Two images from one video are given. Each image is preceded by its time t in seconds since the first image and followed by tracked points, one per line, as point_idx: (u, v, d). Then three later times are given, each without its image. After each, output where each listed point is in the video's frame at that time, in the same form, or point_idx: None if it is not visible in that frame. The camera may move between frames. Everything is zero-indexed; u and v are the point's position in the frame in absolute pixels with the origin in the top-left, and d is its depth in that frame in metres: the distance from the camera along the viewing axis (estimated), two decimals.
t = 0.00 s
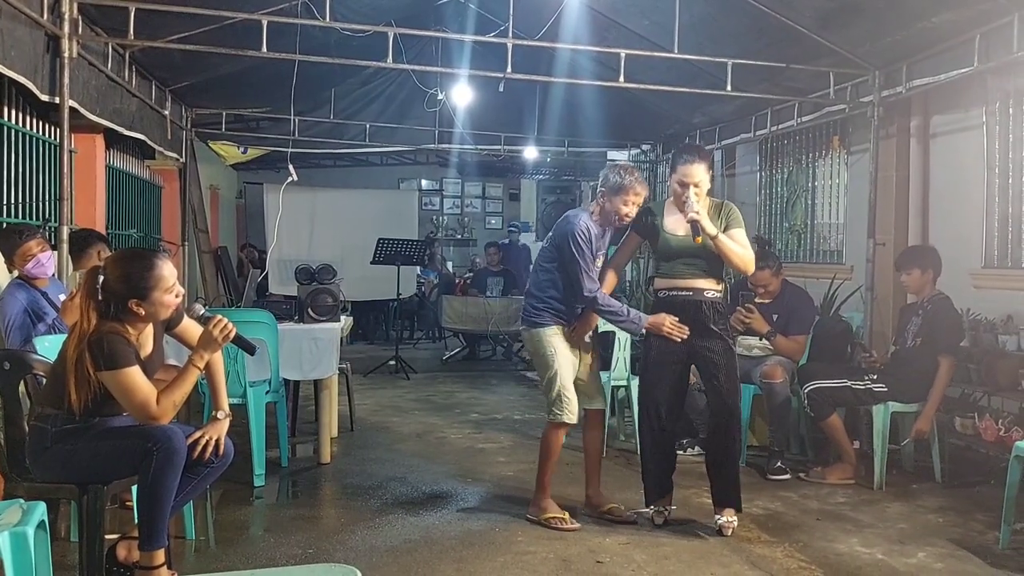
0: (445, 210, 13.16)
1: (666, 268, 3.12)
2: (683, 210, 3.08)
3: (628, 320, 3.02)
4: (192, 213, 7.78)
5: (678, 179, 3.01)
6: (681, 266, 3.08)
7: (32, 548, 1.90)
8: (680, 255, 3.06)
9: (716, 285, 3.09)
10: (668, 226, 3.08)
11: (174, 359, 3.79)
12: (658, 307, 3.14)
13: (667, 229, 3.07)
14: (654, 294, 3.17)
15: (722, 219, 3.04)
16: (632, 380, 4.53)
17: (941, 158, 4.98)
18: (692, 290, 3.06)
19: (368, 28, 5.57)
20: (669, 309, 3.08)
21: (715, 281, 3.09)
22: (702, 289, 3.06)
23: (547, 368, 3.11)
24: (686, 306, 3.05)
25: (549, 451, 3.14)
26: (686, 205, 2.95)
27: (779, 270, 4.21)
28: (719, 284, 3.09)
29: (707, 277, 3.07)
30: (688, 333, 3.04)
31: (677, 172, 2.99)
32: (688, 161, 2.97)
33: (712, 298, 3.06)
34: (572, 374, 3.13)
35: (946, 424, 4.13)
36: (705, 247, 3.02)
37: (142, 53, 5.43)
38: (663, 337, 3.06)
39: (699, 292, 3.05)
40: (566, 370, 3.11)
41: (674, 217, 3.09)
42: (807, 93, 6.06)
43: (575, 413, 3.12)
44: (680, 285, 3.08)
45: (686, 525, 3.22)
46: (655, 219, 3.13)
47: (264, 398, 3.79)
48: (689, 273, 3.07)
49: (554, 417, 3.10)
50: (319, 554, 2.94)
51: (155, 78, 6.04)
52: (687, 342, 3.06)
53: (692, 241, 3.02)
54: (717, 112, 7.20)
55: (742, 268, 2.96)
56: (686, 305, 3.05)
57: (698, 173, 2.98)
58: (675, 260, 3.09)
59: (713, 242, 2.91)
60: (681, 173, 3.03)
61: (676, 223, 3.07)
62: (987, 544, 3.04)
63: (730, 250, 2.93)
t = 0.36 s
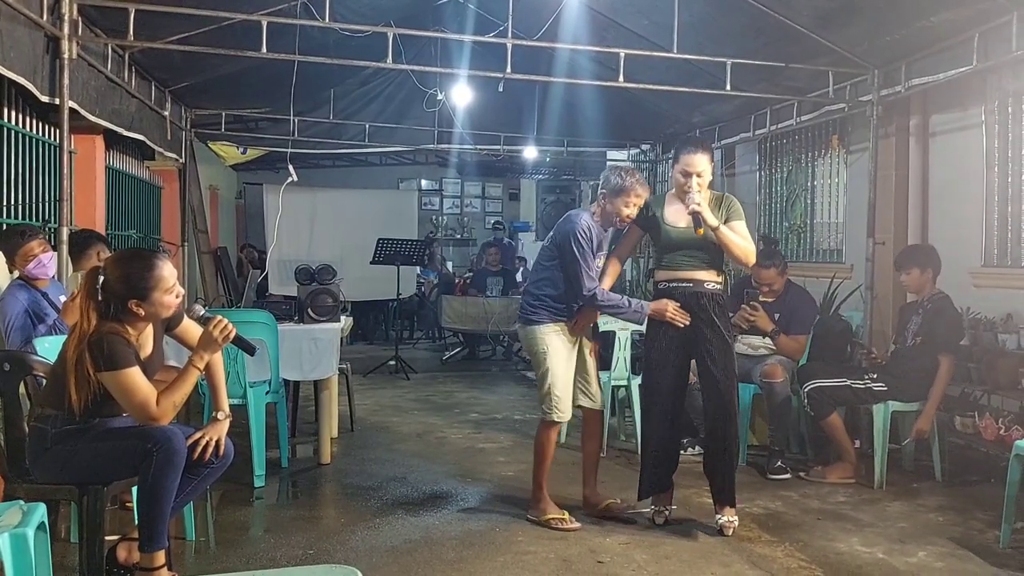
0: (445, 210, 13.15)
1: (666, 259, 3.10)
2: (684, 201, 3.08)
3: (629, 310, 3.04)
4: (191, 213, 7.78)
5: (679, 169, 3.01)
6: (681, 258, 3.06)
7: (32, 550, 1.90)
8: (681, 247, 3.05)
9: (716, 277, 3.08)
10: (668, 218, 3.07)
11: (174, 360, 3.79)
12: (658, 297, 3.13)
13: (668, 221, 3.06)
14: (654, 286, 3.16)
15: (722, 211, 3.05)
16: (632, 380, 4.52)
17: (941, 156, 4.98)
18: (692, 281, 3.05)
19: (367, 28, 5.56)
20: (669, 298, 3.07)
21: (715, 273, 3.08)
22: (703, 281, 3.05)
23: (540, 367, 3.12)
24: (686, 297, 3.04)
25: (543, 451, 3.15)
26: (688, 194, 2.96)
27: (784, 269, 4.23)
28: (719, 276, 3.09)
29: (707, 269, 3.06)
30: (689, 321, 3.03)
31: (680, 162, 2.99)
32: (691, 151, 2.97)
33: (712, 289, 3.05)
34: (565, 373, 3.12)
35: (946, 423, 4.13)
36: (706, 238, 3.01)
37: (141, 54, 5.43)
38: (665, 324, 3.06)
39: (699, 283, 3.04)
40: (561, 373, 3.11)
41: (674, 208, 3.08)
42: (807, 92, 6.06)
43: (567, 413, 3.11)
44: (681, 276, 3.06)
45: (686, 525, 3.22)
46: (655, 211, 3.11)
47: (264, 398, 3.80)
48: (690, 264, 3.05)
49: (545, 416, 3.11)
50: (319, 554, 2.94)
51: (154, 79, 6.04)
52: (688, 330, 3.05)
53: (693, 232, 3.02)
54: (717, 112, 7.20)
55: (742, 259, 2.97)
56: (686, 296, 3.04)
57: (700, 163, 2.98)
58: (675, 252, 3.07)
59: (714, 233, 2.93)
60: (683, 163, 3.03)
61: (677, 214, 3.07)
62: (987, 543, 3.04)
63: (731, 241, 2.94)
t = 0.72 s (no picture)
0: (445, 210, 13.16)
1: (666, 275, 3.11)
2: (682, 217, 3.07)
3: (628, 328, 3.03)
4: (192, 213, 7.79)
5: (678, 182, 3.01)
6: (681, 274, 3.07)
7: (34, 551, 1.90)
8: (680, 263, 3.05)
9: (716, 292, 3.10)
10: (667, 233, 3.06)
11: (175, 360, 3.80)
12: (658, 313, 3.13)
13: (667, 236, 3.05)
14: (654, 300, 3.17)
15: (720, 226, 3.05)
16: (632, 380, 4.52)
17: (942, 157, 4.98)
18: (692, 296, 3.06)
19: (368, 28, 5.57)
20: (669, 316, 3.07)
21: (714, 287, 3.10)
22: (702, 296, 3.06)
23: (554, 380, 3.10)
24: (686, 313, 3.05)
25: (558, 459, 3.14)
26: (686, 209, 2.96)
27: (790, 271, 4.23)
28: (719, 290, 3.10)
29: (706, 284, 3.07)
30: (689, 340, 3.04)
31: (679, 174, 2.99)
32: (690, 164, 2.97)
33: (712, 304, 3.06)
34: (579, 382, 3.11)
35: (946, 423, 4.13)
36: (705, 254, 3.02)
37: (142, 54, 5.43)
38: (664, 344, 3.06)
39: (699, 298, 3.05)
40: (576, 382, 3.10)
41: (672, 223, 3.07)
42: (807, 92, 6.06)
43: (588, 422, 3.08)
44: (681, 291, 3.08)
45: (688, 525, 3.22)
46: (654, 227, 3.10)
47: (265, 398, 3.79)
48: (689, 280, 3.07)
49: (566, 427, 3.08)
50: (320, 554, 2.94)
51: (155, 79, 6.04)
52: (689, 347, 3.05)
53: (691, 248, 3.01)
54: (718, 112, 7.20)
55: (742, 274, 2.97)
56: (686, 312, 3.05)
57: (698, 175, 2.98)
58: (675, 268, 3.08)
59: (713, 249, 2.92)
60: (682, 176, 3.03)
61: (675, 229, 3.06)
62: (989, 544, 3.04)
63: (731, 258, 2.93)
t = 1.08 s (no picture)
0: (445, 210, 13.16)
1: (665, 261, 3.10)
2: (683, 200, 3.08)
3: (630, 315, 3.02)
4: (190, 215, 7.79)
5: (679, 164, 3.01)
6: (680, 258, 3.06)
7: (33, 552, 1.90)
8: (680, 247, 3.04)
9: (715, 277, 3.09)
10: (667, 217, 3.06)
11: (174, 361, 3.80)
12: (658, 300, 3.12)
13: (667, 220, 3.05)
14: (654, 287, 3.15)
15: (721, 210, 3.05)
16: (632, 379, 4.53)
17: (940, 155, 4.98)
18: (691, 282, 3.05)
19: (367, 28, 5.57)
20: (670, 300, 3.06)
21: (714, 273, 3.09)
22: (701, 281, 3.05)
23: (551, 371, 3.12)
24: (686, 298, 3.04)
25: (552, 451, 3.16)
26: (688, 189, 2.96)
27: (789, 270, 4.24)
28: (718, 276, 3.10)
29: (706, 268, 3.07)
30: (690, 325, 3.03)
31: (680, 156, 2.99)
32: (691, 145, 2.98)
33: (712, 290, 3.05)
34: (576, 374, 3.13)
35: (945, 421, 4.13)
36: (705, 237, 3.02)
37: (140, 55, 5.43)
38: (666, 330, 3.05)
39: (698, 284, 3.04)
40: (572, 374, 3.12)
41: (673, 208, 3.08)
42: (805, 91, 6.06)
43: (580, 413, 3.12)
44: (680, 277, 3.06)
45: (687, 524, 3.22)
46: (654, 211, 3.10)
47: (265, 398, 3.79)
48: (688, 265, 3.05)
49: (559, 418, 3.12)
50: (320, 554, 2.94)
51: (154, 80, 6.05)
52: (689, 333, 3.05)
53: (692, 230, 3.01)
54: (716, 111, 7.20)
55: (742, 257, 2.97)
56: (686, 298, 3.04)
57: (699, 156, 2.98)
58: (675, 252, 3.06)
59: (714, 228, 2.93)
60: (683, 159, 3.03)
61: (676, 213, 3.06)
62: (988, 541, 3.04)
63: (731, 239, 2.94)
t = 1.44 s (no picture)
0: (444, 210, 13.16)
1: (665, 262, 3.10)
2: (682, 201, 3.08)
3: (630, 324, 3.00)
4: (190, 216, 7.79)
5: (678, 163, 3.01)
6: (680, 259, 3.06)
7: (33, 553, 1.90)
8: (680, 248, 3.05)
9: (715, 278, 3.09)
10: (667, 218, 3.07)
11: (174, 361, 3.81)
12: (658, 302, 3.12)
13: (666, 221, 3.06)
14: (653, 289, 3.15)
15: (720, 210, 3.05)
16: (632, 378, 4.53)
17: (939, 154, 4.98)
18: (691, 283, 3.05)
19: (365, 28, 5.57)
20: (670, 302, 3.06)
21: (714, 273, 3.09)
22: (701, 282, 3.05)
23: (566, 384, 3.09)
24: (687, 300, 3.04)
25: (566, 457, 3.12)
26: (687, 187, 2.97)
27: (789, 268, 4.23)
28: (718, 276, 3.10)
29: (706, 269, 3.06)
30: (690, 327, 3.03)
31: (678, 155, 3.00)
32: (689, 144, 2.98)
33: (712, 291, 3.05)
34: (591, 385, 3.10)
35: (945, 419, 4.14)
36: (705, 238, 3.02)
37: (139, 56, 5.42)
38: (666, 334, 3.05)
39: (699, 284, 3.04)
40: (588, 385, 3.09)
41: (673, 209, 3.08)
42: (804, 90, 6.07)
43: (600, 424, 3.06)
44: (680, 278, 3.06)
45: (688, 523, 3.22)
46: (653, 212, 3.11)
47: (264, 399, 3.79)
48: (688, 265, 3.05)
49: (578, 431, 3.05)
50: (320, 554, 2.94)
51: (153, 81, 6.04)
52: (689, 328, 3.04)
53: (693, 229, 3.02)
54: (715, 110, 7.20)
55: (741, 257, 2.97)
56: (686, 299, 3.04)
57: (697, 155, 2.99)
58: (675, 253, 3.07)
59: (714, 227, 2.93)
60: (681, 157, 3.03)
61: (675, 214, 3.07)
62: (988, 539, 3.04)
63: (731, 238, 2.94)
